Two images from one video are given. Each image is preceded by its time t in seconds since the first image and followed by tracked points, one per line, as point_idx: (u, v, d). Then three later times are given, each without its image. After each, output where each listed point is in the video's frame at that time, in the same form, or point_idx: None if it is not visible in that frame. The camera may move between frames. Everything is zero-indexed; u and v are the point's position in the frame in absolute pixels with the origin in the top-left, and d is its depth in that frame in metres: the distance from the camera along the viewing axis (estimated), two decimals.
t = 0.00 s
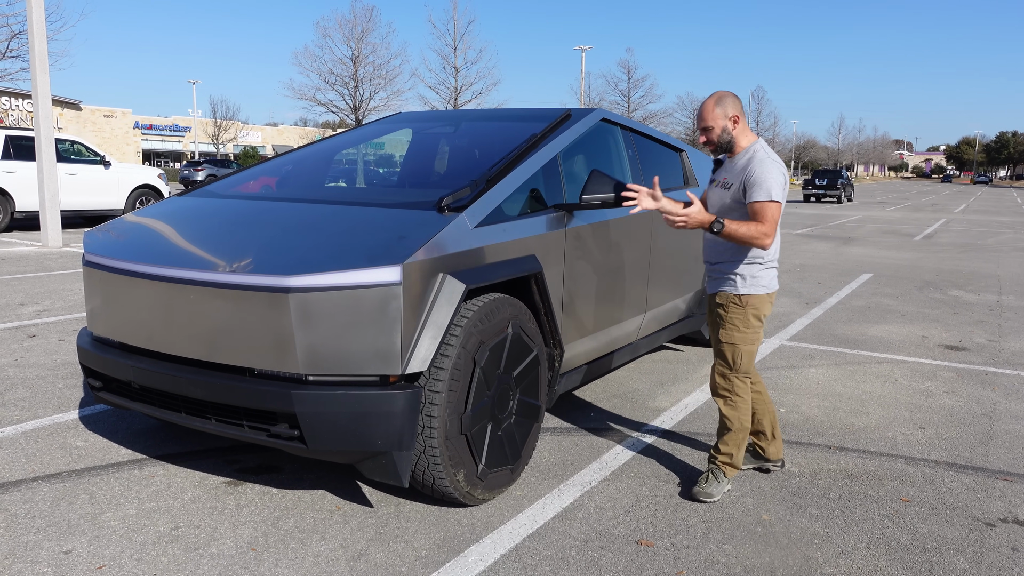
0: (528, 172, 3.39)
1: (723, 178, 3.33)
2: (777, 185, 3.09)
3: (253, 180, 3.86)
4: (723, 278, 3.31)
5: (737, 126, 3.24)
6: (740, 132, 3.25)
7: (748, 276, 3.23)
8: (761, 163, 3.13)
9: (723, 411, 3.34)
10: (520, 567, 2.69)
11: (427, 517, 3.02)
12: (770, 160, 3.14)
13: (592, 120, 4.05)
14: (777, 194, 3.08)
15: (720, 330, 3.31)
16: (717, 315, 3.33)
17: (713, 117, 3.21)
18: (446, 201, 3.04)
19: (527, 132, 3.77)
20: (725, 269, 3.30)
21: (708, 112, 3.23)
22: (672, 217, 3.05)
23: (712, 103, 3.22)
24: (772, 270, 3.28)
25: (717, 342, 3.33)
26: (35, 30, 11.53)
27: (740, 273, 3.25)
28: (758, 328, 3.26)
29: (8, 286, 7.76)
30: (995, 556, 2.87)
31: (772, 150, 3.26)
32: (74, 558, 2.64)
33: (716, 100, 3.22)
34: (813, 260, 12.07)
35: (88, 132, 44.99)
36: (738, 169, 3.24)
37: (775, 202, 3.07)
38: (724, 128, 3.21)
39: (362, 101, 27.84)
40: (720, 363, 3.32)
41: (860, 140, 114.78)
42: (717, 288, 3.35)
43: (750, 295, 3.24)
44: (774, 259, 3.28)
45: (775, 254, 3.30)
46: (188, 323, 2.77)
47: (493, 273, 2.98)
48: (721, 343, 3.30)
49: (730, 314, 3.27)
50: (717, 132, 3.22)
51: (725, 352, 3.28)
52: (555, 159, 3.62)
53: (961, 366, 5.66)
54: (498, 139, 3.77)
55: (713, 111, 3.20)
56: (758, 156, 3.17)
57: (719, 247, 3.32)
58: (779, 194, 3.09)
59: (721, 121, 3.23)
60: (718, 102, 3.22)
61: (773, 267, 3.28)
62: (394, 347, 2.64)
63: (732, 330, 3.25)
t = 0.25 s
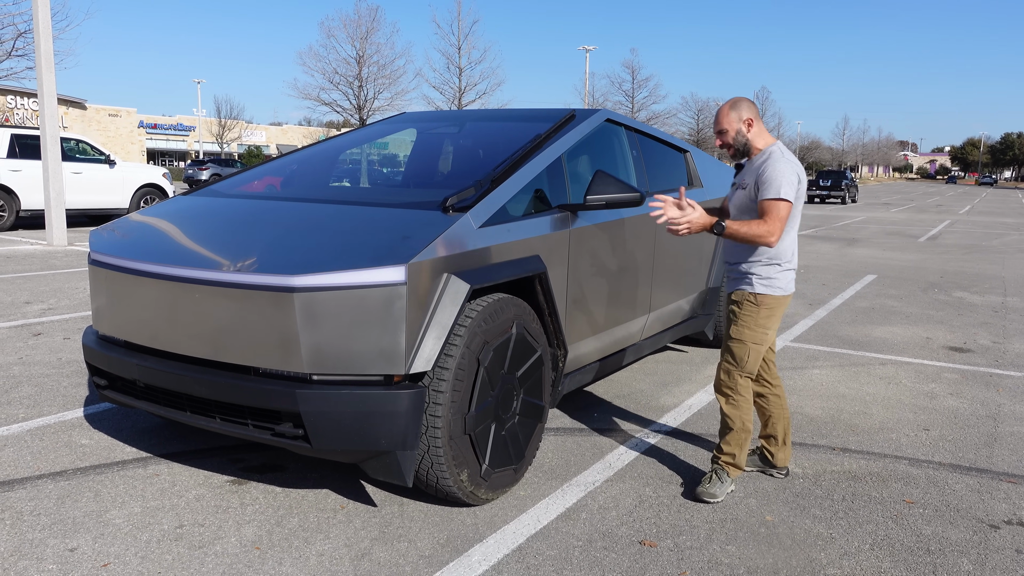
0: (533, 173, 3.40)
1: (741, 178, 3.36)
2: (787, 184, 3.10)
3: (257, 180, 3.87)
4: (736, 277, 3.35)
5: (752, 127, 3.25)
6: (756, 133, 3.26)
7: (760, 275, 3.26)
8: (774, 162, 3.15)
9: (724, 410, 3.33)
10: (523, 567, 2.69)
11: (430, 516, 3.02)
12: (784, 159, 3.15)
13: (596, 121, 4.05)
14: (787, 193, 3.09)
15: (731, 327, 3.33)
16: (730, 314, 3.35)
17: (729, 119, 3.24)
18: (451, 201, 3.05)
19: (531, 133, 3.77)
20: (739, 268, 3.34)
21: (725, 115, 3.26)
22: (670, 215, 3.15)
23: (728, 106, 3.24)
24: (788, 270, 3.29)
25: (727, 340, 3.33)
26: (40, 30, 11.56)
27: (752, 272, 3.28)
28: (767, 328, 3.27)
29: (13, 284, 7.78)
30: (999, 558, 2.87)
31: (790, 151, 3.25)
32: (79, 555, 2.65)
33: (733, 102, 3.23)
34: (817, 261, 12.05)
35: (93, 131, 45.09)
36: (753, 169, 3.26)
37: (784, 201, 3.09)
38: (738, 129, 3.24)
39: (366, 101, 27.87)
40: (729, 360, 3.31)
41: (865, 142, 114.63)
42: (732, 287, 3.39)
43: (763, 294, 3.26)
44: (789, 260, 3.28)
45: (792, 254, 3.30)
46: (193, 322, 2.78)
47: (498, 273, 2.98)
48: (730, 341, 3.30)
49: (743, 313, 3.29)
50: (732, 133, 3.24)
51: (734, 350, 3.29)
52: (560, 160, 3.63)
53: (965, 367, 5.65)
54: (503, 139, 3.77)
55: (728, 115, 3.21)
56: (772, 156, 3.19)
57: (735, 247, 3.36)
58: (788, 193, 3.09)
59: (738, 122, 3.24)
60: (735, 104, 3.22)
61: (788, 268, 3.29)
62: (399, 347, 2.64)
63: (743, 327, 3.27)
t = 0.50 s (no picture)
0: (535, 176, 3.40)
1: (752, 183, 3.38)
2: (798, 189, 3.11)
3: (260, 182, 3.88)
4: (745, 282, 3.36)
5: (761, 134, 3.30)
6: (766, 139, 3.29)
7: (768, 280, 3.26)
8: (785, 166, 3.16)
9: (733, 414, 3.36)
10: (524, 570, 2.70)
11: (432, 519, 3.03)
12: (794, 164, 3.16)
13: (598, 125, 4.06)
14: (797, 198, 3.10)
15: (739, 331, 3.34)
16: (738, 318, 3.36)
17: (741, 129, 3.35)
18: (454, 204, 3.06)
19: (533, 137, 3.79)
20: (746, 272, 3.35)
21: (739, 125, 3.36)
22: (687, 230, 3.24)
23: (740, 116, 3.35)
24: (797, 275, 3.29)
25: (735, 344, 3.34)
26: (44, 31, 11.60)
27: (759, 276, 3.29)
28: (774, 332, 3.28)
29: (15, 286, 7.79)
30: (1000, 563, 2.87)
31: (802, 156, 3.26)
32: (81, 556, 2.66)
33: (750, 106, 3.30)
34: (818, 265, 12.05)
35: (96, 133, 45.18)
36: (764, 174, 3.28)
37: (794, 207, 3.10)
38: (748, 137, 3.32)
39: (369, 104, 27.92)
40: (737, 364, 3.33)
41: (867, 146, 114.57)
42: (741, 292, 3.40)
43: (771, 299, 3.26)
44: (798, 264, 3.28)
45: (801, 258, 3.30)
46: (196, 324, 2.79)
47: (500, 277, 2.99)
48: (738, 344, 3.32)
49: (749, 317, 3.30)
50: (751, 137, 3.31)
51: (741, 353, 3.30)
52: (562, 164, 3.64)
53: (967, 372, 5.64)
54: (505, 143, 3.78)
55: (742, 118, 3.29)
56: (783, 161, 3.20)
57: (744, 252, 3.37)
58: (799, 198, 3.10)
59: (751, 126, 3.31)
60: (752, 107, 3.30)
61: (796, 273, 3.29)
62: (401, 350, 2.65)
63: (751, 331, 3.28)
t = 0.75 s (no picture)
0: (539, 179, 3.41)
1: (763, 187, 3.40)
2: (804, 191, 3.12)
3: (263, 184, 3.89)
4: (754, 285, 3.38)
5: (772, 137, 3.32)
6: (776, 143, 3.31)
7: (776, 282, 3.27)
8: (793, 169, 3.18)
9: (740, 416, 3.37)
10: (527, 572, 2.70)
11: (434, 521, 3.03)
12: (802, 166, 3.17)
13: (601, 128, 4.06)
14: (804, 201, 3.11)
15: (746, 334, 3.35)
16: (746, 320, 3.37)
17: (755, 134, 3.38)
18: (457, 206, 3.07)
19: (536, 139, 3.79)
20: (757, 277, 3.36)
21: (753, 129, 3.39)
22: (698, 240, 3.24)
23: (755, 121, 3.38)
24: (806, 277, 3.28)
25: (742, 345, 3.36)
26: (49, 34, 11.64)
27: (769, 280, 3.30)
28: (780, 335, 3.27)
29: (19, 287, 7.81)
30: (1004, 567, 2.86)
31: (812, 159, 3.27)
32: (85, 557, 2.66)
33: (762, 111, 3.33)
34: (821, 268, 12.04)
35: (99, 134, 45.26)
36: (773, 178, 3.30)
37: (801, 209, 3.11)
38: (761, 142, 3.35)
39: (372, 106, 27.97)
40: (744, 365, 3.35)
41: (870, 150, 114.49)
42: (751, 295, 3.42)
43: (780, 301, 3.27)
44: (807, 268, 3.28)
45: (812, 262, 3.30)
46: (200, 325, 2.80)
47: (503, 279, 2.99)
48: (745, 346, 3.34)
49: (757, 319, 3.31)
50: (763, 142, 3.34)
51: (748, 355, 3.32)
52: (565, 166, 3.64)
53: (970, 376, 5.64)
54: (508, 145, 3.79)
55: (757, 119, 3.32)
56: (791, 164, 3.21)
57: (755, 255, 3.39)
58: (806, 201, 3.11)
59: (763, 131, 3.34)
60: (764, 111, 3.33)
61: (806, 276, 3.28)
62: (404, 351, 2.66)
63: (757, 333, 3.29)
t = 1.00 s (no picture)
0: (540, 179, 3.41)
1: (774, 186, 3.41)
2: (813, 190, 3.13)
3: (265, 185, 3.89)
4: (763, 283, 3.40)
5: (783, 137, 3.32)
6: (787, 142, 3.31)
7: (786, 282, 3.29)
8: (802, 166, 3.18)
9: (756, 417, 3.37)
10: (529, 573, 2.70)
11: (437, 521, 3.03)
12: (812, 165, 3.18)
13: (603, 128, 4.06)
14: (812, 199, 3.12)
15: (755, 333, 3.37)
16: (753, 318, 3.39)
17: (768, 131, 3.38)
18: (459, 207, 3.07)
19: (538, 139, 3.79)
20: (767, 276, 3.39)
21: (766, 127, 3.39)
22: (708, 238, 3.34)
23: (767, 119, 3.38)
24: (816, 277, 3.29)
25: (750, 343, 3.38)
26: (51, 35, 11.66)
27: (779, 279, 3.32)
28: (786, 331, 3.28)
29: (22, 289, 7.82)
30: (1007, 567, 2.86)
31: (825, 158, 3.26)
32: (88, 559, 2.66)
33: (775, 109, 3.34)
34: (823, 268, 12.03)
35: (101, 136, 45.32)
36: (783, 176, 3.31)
37: (811, 208, 3.12)
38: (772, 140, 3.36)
39: (373, 107, 27.99)
40: (751, 364, 3.36)
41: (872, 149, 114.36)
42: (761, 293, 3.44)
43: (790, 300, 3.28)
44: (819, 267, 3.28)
45: (823, 260, 3.30)
46: (202, 326, 2.80)
47: (505, 279, 2.99)
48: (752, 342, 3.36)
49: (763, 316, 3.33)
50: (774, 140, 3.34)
51: (755, 352, 3.34)
52: (567, 166, 3.64)
53: (973, 376, 5.63)
54: (510, 146, 3.79)
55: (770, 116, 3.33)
56: (800, 162, 3.22)
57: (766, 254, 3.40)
58: (816, 200, 3.12)
59: (775, 129, 3.34)
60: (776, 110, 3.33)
61: (816, 275, 3.29)
62: (406, 352, 2.66)
63: (764, 331, 3.31)
